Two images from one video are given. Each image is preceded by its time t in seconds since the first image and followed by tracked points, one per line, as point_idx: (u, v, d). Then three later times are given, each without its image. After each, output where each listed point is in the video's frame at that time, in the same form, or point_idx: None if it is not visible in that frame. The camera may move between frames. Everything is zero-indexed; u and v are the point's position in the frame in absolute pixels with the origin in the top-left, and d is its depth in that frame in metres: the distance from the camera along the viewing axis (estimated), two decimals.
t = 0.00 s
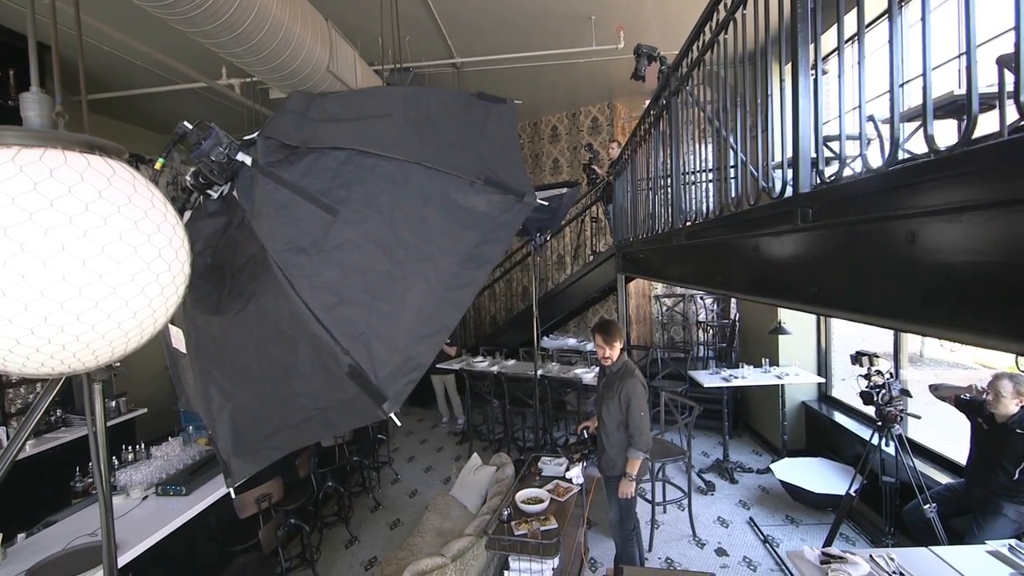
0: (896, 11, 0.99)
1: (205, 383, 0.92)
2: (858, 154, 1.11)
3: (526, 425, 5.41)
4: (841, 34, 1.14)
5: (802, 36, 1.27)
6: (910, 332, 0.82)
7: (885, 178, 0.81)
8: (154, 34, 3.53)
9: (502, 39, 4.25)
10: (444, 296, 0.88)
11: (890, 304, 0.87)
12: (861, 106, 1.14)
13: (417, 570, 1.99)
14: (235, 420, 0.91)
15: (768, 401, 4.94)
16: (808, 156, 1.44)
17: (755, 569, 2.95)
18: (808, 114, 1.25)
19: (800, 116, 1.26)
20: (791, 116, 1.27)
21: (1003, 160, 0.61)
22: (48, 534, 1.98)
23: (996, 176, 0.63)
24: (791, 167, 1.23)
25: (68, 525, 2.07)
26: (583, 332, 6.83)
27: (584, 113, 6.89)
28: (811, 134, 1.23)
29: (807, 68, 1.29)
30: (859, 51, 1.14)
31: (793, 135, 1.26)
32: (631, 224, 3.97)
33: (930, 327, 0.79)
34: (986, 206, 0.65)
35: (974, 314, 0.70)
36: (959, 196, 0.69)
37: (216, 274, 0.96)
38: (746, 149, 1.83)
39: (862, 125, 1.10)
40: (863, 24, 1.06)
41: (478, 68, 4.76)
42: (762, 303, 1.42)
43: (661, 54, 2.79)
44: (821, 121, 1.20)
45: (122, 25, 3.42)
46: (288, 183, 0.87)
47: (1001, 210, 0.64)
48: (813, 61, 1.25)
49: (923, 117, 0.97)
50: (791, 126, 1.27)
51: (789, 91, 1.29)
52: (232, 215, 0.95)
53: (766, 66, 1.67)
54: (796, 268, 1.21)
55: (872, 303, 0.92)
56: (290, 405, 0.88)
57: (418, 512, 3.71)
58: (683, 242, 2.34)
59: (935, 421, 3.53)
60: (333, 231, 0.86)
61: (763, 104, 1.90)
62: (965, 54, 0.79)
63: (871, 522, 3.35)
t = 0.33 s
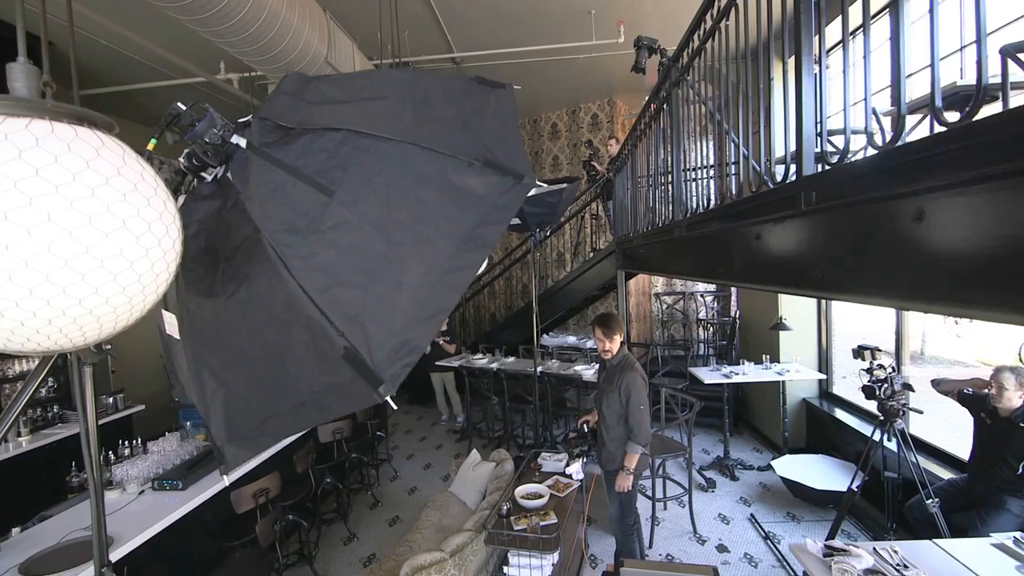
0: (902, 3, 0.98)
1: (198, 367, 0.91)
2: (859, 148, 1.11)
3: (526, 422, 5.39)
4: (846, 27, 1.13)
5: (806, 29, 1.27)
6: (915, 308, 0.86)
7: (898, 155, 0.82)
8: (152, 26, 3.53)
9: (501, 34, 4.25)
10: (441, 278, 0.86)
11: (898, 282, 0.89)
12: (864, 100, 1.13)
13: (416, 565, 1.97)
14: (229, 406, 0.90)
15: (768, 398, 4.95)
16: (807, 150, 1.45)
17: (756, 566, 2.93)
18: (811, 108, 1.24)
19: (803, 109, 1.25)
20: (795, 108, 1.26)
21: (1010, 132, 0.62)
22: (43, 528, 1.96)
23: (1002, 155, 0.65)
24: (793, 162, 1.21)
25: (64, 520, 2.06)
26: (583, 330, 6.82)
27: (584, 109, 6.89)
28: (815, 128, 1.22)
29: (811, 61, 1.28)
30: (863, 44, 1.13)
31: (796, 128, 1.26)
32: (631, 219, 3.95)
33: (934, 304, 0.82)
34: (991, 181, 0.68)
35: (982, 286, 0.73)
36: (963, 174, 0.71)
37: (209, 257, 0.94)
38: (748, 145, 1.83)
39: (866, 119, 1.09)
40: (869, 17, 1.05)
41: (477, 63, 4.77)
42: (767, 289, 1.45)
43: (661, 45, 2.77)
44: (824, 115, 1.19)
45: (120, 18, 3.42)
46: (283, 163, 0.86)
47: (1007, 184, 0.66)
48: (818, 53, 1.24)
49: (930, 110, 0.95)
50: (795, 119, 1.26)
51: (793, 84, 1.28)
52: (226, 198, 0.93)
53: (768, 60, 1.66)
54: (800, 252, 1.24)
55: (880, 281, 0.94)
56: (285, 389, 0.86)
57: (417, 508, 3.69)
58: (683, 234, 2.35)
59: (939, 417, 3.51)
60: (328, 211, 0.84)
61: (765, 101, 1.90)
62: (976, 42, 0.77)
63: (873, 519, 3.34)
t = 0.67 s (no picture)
0: None
1: (191, 352, 0.89)
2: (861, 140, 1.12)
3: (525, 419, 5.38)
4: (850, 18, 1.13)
5: (810, 21, 1.27)
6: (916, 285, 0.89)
7: (904, 129, 0.83)
8: (150, 20, 3.53)
9: (500, 29, 4.25)
10: (438, 260, 0.84)
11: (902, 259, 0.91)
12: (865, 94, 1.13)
13: (415, 559, 1.96)
14: (221, 391, 0.88)
15: (768, 395, 4.94)
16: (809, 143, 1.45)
17: (757, 562, 2.92)
18: (814, 100, 1.24)
19: (806, 102, 1.25)
20: (798, 100, 1.27)
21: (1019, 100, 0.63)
22: (37, 522, 1.94)
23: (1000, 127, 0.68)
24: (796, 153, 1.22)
25: (59, 514, 2.04)
26: (583, 327, 6.80)
27: (584, 107, 6.90)
28: (818, 122, 1.22)
29: (815, 53, 1.28)
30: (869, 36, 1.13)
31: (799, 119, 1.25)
32: (631, 215, 3.93)
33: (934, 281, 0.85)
34: (995, 151, 0.69)
35: (987, 259, 0.75)
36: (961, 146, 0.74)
37: (203, 239, 0.93)
38: (749, 139, 1.83)
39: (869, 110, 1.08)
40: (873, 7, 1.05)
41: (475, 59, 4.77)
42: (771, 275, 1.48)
43: (661, 38, 2.76)
44: (827, 108, 1.19)
45: (119, 12, 3.42)
46: (276, 144, 0.84)
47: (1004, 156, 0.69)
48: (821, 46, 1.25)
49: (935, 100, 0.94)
50: (797, 111, 1.26)
51: (796, 77, 1.29)
52: (219, 180, 0.92)
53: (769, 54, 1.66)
54: (805, 234, 1.26)
55: (885, 258, 0.96)
56: (278, 372, 0.84)
57: (416, 506, 3.67)
58: (684, 225, 2.37)
59: (940, 413, 3.49)
60: (323, 192, 0.82)
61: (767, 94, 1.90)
62: (986, 31, 0.76)
63: (875, 516, 3.32)
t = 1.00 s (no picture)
0: None
1: (183, 337, 0.87)
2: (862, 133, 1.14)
3: (525, 417, 5.37)
4: (852, 12, 1.14)
5: (812, 18, 1.28)
6: (922, 261, 0.97)
7: (909, 104, 0.87)
8: (148, 13, 3.52)
9: (498, 23, 4.25)
10: (435, 241, 0.84)
11: (904, 241, 1.01)
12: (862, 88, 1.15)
13: (413, 554, 1.94)
14: (215, 375, 0.86)
15: (768, 392, 4.94)
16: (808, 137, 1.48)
17: (758, 558, 2.90)
18: (817, 96, 1.26)
19: (808, 97, 1.27)
20: (799, 95, 1.29)
21: None
22: (32, 516, 1.93)
23: (998, 98, 0.74)
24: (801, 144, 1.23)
25: (54, 508, 2.03)
26: (583, 325, 6.79)
27: (583, 104, 6.91)
28: (819, 117, 1.25)
29: (817, 49, 1.30)
30: (871, 30, 1.14)
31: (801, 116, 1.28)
32: (631, 211, 3.92)
33: (942, 257, 0.93)
34: (1005, 121, 0.74)
35: (989, 235, 0.83)
36: (961, 128, 0.81)
37: (197, 222, 0.91)
38: (750, 132, 1.85)
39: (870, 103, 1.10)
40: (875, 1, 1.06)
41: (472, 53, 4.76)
42: (774, 255, 1.56)
43: (661, 30, 2.74)
44: (829, 104, 1.21)
45: (116, 5, 3.41)
46: (271, 122, 0.81)
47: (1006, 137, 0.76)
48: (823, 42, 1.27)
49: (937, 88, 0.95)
50: (799, 108, 1.28)
51: (798, 73, 1.31)
52: (213, 161, 0.90)
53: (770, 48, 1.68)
54: (809, 213, 1.34)
55: (888, 237, 1.05)
56: (273, 355, 0.83)
57: (415, 502, 3.66)
58: (685, 214, 2.41)
59: (941, 409, 3.49)
60: (318, 170, 0.80)
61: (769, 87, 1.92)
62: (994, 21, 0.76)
63: (877, 512, 3.31)
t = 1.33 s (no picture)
0: None
1: (178, 321, 0.86)
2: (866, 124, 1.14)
3: (525, 414, 5.35)
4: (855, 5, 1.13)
5: (815, 12, 1.28)
6: (926, 238, 0.97)
7: (911, 84, 0.86)
8: (146, 6, 3.52)
9: (497, 17, 4.26)
10: (433, 221, 0.82)
11: (901, 231, 1.02)
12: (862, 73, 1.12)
13: (410, 548, 1.93)
14: (210, 359, 0.85)
15: (769, 389, 4.94)
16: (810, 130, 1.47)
17: (759, 554, 2.89)
18: (820, 90, 1.25)
19: (811, 91, 1.27)
20: (802, 88, 1.29)
21: None
22: (28, 509, 1.92)
23: (999, 71, 0.73)
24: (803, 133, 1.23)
25: (50, 502, 2.02)
26: (583, 323, 6.78)
27: (583, 101, 6.91)
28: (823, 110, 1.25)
29: (820, 43, 1.30)
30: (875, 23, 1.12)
31: (805, 111, 1.27)
32: (631, 207, 3.92)
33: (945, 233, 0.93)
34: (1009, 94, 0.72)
35: (993, 208, 0.82)
36: (964, 100, 0.79)
37: (192, 205, 0.90)
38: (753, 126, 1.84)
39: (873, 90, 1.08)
40: None
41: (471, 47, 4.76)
42: (773, 240, 1.58)
43: (661, 22, 2.73)
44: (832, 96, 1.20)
45: None
46: (267, 103, 0.80)
47: (1006, 111, 0.75)
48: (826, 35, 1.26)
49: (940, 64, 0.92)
50: (803, 104, 1.27)
51: (800, 68, 1.31)
52: (207, 143, 0.89)
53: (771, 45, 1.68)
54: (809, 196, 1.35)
55: (887, 223, 1.06)
56: (268, 337, 0.82)
57: (414, 499, 3.64)
58: (686, 205, 2.40)
59: (943, 405, 3.47)
60: (314, 150, 0.79)
61: (771, 82, 1.91)
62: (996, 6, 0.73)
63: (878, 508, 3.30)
